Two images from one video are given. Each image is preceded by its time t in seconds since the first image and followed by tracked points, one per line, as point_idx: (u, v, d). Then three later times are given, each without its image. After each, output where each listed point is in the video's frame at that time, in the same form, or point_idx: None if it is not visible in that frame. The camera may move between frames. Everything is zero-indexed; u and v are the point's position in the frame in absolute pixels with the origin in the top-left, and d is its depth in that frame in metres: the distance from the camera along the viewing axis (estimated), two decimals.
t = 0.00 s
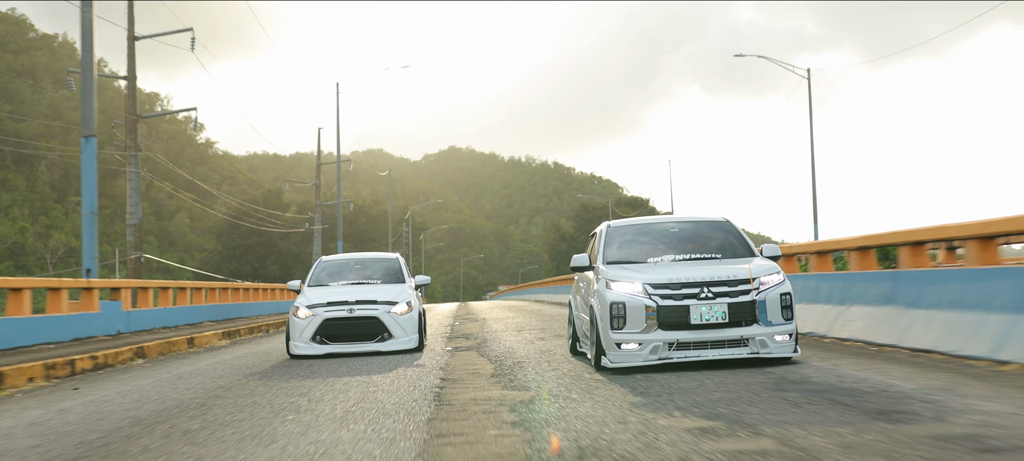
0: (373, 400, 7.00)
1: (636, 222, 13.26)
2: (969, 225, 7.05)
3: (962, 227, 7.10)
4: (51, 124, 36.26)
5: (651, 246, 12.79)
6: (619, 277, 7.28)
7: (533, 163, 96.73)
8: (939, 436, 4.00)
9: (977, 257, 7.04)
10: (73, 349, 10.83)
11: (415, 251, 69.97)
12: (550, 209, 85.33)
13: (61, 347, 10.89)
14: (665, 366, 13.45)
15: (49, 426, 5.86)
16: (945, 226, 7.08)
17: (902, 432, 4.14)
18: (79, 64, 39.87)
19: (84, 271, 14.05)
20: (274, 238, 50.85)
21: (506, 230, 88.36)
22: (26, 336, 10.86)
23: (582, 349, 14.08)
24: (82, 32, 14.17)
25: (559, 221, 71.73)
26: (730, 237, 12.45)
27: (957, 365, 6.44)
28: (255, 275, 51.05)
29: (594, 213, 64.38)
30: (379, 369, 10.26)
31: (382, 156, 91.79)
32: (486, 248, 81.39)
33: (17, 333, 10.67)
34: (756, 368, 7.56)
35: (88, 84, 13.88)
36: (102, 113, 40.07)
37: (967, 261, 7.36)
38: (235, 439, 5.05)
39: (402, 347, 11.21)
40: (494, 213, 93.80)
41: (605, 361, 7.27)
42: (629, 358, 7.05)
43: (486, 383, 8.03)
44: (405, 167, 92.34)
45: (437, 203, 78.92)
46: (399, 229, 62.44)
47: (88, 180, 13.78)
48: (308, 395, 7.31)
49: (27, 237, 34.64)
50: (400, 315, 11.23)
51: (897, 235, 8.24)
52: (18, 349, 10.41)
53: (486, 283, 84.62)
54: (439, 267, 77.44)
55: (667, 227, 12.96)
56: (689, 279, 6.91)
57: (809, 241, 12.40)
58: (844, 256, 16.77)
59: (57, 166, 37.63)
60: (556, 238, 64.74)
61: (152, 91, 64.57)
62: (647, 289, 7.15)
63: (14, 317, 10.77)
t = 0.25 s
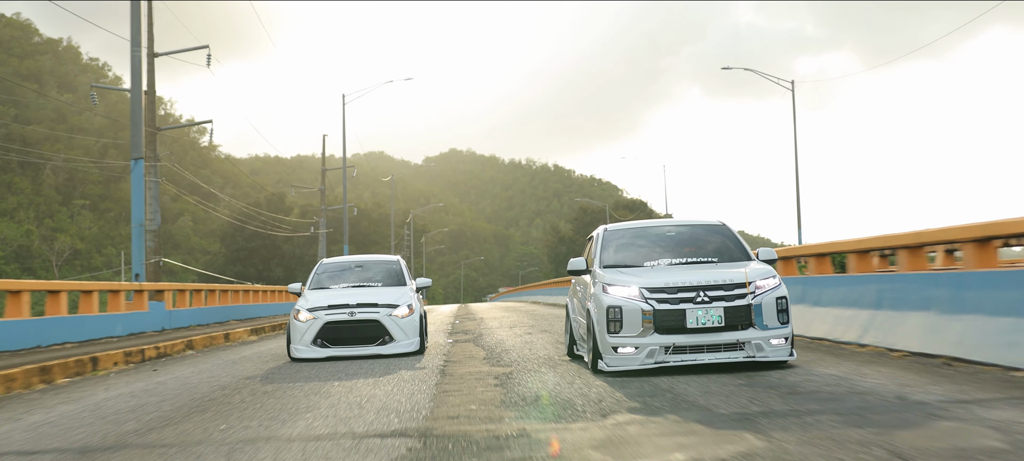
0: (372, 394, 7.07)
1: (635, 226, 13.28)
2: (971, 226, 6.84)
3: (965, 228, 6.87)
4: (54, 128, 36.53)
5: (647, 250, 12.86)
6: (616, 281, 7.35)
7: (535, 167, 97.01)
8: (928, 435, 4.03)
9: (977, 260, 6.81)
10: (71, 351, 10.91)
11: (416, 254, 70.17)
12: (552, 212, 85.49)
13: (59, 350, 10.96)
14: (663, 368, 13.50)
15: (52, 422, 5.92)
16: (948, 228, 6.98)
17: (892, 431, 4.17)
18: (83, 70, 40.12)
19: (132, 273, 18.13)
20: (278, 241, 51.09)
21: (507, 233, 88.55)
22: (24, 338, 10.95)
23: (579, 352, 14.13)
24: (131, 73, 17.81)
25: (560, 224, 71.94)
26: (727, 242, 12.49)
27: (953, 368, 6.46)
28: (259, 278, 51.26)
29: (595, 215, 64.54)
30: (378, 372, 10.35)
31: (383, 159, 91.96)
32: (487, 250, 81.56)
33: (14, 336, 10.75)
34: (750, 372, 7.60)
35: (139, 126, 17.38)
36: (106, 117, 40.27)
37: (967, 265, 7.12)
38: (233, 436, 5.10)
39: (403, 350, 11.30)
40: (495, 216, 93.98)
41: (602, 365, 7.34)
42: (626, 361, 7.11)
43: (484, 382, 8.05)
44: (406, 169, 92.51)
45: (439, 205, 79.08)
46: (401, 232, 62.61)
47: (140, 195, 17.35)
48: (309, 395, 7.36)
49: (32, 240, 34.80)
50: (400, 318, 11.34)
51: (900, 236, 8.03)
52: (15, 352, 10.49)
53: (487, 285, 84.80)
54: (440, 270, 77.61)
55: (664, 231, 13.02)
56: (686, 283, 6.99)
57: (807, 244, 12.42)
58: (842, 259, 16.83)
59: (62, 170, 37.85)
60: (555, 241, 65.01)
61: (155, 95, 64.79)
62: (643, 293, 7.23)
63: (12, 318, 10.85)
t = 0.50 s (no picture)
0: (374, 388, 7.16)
1: (633, 226, 13.36)
2: (974, 227, 6.83)
3: (968, 229, 6.87)
4: (58, 130, 36.84)
5: (645, 250, 12.92)
6: (613, 282, 7.43)
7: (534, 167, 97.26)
8: (917, 425, 4.11)
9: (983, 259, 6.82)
10: (71, 350, 11.00)
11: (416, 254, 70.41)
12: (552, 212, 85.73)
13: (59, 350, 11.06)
14: (661, 369, 13.57)
15: (60, 415, 6.03)
16: (939, 226, 7.09)
17: (882, 419, 4.24)
18: (87, 72, 40.43)
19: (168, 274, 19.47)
20: (281, 241, 51.23)
21: (507, 233, 88.81)
22: (24, 337, 11.05)
23: (576, 353, 14.21)
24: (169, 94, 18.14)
25: (559, 224, 72.27)
26: (724, 242, 12.55)
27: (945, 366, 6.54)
28: (263, 278, 51.44)
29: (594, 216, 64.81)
30: (378, 372, 10.45)
31: (383, 159, 92.14)
32: (487, 251, 81.82)
33: (14, 335, 10.85)
34: (745, 372, 7.67)
35: (176, 150, 17.21)
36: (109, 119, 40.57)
37: (973, 263, 7.13)
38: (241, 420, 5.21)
39: (403, 349, 11.40)
40: (494, 216, 94.26)
41: (599, 366, 7.42)
42: (623, 362, 7.19)
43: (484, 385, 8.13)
44: (407, 170, 92.72)
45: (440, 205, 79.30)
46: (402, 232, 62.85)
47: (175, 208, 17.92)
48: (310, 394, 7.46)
49: (38, 240, 35.30)
50: (400, 318, 11.44)
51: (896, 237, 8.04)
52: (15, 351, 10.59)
53: (488, 285, 85.07)
54: (440, 270, 77.87)
55: (661, 232, 13.08)
56: (682, 284, 7.06)
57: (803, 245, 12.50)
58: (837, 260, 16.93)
59: (65, 171, 38.18)
60: (554, 241, 65.41)
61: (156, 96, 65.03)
62: (640, 295, 7.31)
63: (11, 318, 10.96)
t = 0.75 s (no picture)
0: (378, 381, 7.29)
1: (633, 225, 13.41)
2: (981, 223, 6.87)
3: (976, 225, 6.91)
4: (64, 132, 36.99)
5: (644, 249, 13.00)
6: (613, 280, 7.50)
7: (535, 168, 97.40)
8: (909, 431, 4.18)
9: (989, 256, 6.87)
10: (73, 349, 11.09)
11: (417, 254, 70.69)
12: (553, 213, 85.89)
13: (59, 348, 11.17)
14: (660, 367, 13.66)
15: (68, 410, 6.13)
16: (946, 222, 7.12)
17: (874, 427, 4.33)
18: (91, 74, 40.60)
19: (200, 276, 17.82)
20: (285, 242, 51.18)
21: (507, 234, 88.98)
22: (24, 335, 11.17)
23: (576, 351, 14.31)
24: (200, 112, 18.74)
25: (560, 225, 72.47)
26: (723, 242, 12.58)
27: (939, 368, 6.62)
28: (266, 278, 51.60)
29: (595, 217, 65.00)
30: (378, 372, 10.53)
31: (384, 159, 92.24)
32: (488, 251, 82.04)
33: (15, 334, 10.97)
34: (742, 369, 7.75)
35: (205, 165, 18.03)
36: (112, 121, 40.68)
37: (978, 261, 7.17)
38: (248, 419, 5.31)
39: (404, 349, 11.50)
40: (495, 216, 94.42)
41: (599, 363, 7.51)
42: (623, 360, 7.28)
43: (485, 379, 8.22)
44: (408, 169, 92.86)
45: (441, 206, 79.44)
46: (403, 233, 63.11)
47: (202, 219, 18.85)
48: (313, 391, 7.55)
49: (44, 241, 35.61)
50: (402, 318, 11.52)
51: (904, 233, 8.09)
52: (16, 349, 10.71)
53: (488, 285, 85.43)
54: (441, 270, 78.03)
55: (661, 231, 13.15)
56: (682, 283, 7.12)
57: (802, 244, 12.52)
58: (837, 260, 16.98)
59: (70, 176, 37.95)
60: (554, 242, 65.69)
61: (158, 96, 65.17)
62: (640, 292, 7.38)
63: (12, 317, 11.08)
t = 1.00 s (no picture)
0: (375, 394, 7.33)
1: (633, 223, 13.47)
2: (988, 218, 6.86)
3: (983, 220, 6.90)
4: (71, 131, 37.33)
5: (644, 246, 13.07)
6: (612, 274, 7.57)
7: (535, 166, 97.69)
8: (906, 423, 4.26)
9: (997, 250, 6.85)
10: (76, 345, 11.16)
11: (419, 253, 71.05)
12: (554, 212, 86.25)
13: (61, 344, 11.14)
14: (660, 362, 13.76)
15: (75, 406, 6.18)
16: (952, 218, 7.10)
17: (872, 418, 4.40)
18: (95, 73, 40.88)
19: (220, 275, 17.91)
20: (289, 241, 51.38)
21: (508, 232, 89.34)
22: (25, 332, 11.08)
23: (576, 347, 14.40)
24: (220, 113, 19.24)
25: (561, 224, 72.80)
26: (721, 238, 12.63)
27: (936, 362, 6.70)
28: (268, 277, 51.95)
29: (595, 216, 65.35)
30: (379, 367, 10.63)
31: (385, 160, 92.55)
32: (490, 250, 82.42)
33: (16, 331, 10.86)
34: (741, 362, 7.83)
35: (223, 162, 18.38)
36: (117, 120, 40.94)
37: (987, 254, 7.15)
38: (251, 422, 5.36)
39: (406, 345, 11.59)
40: (496, 215, 94.80)
41: (599, 357, 7.57)
42: (622, 353, 7.35)
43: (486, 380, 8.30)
44: (409, 169, 93.18)
45: (443, 206, 79.73)
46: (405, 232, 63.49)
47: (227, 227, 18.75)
48: (316, 387, 7.63)
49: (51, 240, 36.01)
50: (403, 314, 11.61)
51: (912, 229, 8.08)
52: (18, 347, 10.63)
53: (490, 284, 85.85)
54: (442, 269, 78.36)
55: (661, 227, 13.22)
56: (681, 276, 7.19)
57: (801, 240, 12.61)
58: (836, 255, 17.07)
59: (75, 178, 38.66)
60: (554, 240, 66.08)
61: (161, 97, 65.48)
62: (639, 286, 7.45)
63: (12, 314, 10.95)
